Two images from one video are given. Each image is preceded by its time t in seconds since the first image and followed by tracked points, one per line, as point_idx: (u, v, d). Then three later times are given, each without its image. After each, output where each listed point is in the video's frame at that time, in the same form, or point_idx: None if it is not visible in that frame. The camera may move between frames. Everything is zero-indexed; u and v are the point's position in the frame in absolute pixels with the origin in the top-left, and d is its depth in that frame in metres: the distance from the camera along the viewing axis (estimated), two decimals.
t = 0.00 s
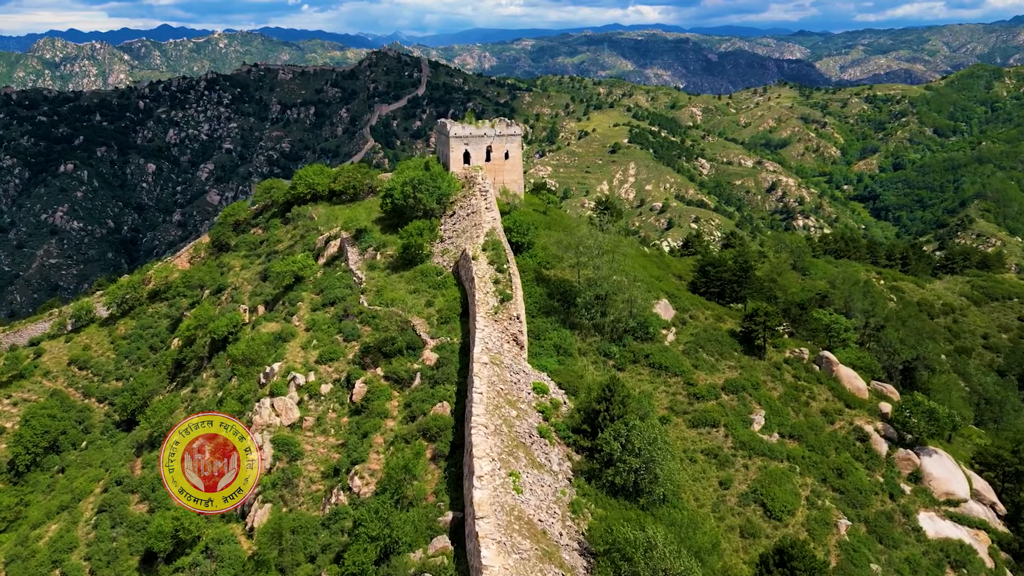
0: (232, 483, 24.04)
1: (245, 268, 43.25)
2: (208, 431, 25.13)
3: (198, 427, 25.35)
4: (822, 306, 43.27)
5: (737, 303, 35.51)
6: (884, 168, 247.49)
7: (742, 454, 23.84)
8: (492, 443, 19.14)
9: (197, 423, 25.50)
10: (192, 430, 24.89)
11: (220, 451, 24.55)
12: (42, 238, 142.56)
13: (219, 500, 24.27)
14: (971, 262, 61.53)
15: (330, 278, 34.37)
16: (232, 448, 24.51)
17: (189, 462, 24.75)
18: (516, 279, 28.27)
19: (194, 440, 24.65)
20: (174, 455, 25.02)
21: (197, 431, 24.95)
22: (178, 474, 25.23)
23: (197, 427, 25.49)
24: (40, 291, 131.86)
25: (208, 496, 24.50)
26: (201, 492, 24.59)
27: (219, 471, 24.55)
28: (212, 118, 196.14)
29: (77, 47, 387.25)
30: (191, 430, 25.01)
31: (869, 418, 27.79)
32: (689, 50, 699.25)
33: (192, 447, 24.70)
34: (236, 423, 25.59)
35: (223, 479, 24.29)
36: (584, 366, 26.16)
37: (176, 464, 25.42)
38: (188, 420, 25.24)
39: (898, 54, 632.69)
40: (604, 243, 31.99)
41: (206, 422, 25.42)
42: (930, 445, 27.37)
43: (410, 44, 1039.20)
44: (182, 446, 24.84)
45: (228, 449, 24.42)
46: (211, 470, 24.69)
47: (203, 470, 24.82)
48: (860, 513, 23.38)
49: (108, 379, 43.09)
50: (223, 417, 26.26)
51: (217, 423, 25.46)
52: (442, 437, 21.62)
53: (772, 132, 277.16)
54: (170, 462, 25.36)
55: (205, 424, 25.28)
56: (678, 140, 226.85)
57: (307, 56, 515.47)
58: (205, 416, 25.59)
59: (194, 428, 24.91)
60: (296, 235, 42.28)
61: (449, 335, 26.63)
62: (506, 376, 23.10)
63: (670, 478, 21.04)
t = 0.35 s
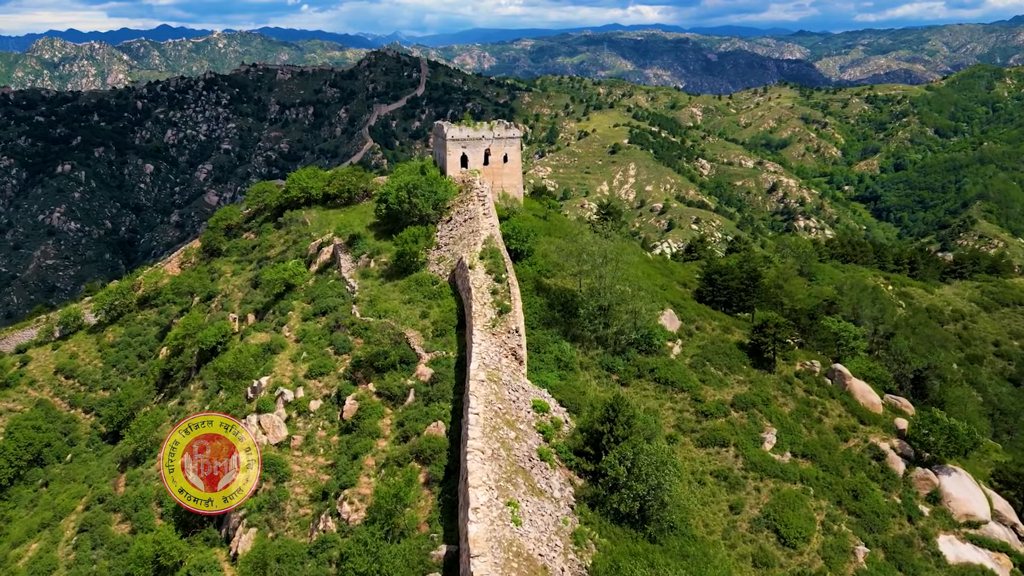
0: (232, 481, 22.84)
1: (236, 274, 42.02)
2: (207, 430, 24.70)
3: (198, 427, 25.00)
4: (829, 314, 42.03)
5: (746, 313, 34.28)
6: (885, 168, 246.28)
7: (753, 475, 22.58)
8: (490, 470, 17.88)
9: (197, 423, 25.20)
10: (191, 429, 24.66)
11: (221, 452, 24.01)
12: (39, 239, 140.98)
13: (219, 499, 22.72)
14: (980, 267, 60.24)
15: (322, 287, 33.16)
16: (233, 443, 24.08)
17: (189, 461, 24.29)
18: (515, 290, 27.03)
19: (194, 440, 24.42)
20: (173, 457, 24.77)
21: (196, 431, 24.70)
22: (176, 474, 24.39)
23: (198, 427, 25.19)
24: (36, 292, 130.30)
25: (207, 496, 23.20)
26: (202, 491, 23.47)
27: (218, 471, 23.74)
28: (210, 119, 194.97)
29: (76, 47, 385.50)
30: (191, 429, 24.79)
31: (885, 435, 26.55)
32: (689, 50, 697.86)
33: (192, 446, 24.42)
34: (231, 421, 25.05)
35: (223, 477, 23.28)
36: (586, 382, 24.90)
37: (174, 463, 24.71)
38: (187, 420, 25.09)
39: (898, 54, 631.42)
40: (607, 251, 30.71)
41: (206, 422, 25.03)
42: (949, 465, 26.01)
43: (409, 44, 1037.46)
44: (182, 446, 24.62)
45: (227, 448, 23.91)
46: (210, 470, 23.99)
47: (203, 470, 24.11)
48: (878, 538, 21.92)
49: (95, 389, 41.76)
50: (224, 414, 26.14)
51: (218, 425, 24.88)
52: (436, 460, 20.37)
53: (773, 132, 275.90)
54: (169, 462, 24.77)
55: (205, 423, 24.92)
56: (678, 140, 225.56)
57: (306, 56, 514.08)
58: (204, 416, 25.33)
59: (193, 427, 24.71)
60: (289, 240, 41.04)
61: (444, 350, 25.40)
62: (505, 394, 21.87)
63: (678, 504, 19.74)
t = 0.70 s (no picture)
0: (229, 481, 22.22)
1: (228, 279, 40.86)
2: (207, 430, 24.38)
3: (198, 427, 24.80)
4: (838, 320, 40.84)
5: (754, 321, 33.21)
6: (885, 169, 245.15)
7: (765, 496, 21.41)
8: (489, 497, 16.66)
9: (198, 423, 24.99)
10: (191, 429, 24.47)
11: (219, 450, 23.45)
12: (36, 240, 139.48)
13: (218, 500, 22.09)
14: (989, 270, 59.04)
15: (315, 294, 31.99)
16: (230, 442, 23.43)
17: (188, 461, 23.80)
18: (516, 300, 25.81)
19: (194, 440, 24.13)
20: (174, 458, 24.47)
21: (197, 431, 24.48)
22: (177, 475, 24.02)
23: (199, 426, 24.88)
24: (34, 293, 128.75)
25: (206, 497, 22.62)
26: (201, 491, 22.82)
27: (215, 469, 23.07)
28: (209, 119, 193.79)
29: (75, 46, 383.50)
30: (191, 430, 24.62)
31: (902, 452, 25.39)
32: (688, 50, 697.11)
33: (192, 446, 24.04)
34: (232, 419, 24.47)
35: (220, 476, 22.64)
36: (590, 398, 23.69)
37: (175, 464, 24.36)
38: (188, 420, 24.98)
39: (898, 53, 630.48)
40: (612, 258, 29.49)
41: (206, 422, 24.86)
42: (971, 483, 24.77)
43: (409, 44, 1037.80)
44: (182, 446, 24.34)
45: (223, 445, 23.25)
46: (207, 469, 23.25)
47: (201, 470, 23.42)
48: (898, 563, 20.71)
49: (82, 398, 40.50)
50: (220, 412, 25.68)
51: (219, 424, 24.59)
52: (432, 483, 19.22)
53: (773, 132, 274.70)
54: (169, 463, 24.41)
55: (205, 423, 24.72)
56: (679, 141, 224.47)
57: (305, 56, 512.61)
58: (203, 416, 25.20)
59: (194, 427, 24.58)
60: (282, 244, 39.86)
61: (441, 364, 24.17)
62: (504, 411, 20.65)
63: (689, 530, 18.55)
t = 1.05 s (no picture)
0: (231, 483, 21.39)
1: (220, 286, 39.57)
2: (207, 429, 23.40)
3: (200, 425, 23.66)
4: (849, 329, 39.52)
5: (764, 332, 32.01)
6: (887, 169, 243.75)
7: (783, 523, 20.02)
8: (488, 531, 15.28)
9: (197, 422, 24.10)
10: (193, 428, 23.37)
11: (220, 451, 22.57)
12: (34, 241, 138.01)
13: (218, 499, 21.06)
14: (1001, 276, 57.67)
15: (307, 304, 30.75)
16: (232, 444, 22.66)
17: (188, 461, 22.70)
18: (517, 313, 24.48)
19: (194, 439, 23.22)
20: (173, 459, 23.23)
21: (196, 431, 23.40)
22: (176, 476, 22.72)
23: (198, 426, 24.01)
24: (31, 295, 127.25)
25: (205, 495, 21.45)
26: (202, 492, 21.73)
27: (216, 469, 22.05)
28: (208, 120, 192.65)
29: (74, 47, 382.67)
30: (191, 429, 23.52)
31: (924, 472, 24.06)
32: (688, 50, 695.82)
33: (193, 445, 23.08)
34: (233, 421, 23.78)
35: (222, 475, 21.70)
36: (596, 417, 22.40)
37: (174, 466, 23.10)
38: (190, 418, 23.83)
39: (898, 54, 629.21)
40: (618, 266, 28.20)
41: (206, 421, 23.71)
42: (997, 506, 23.38)
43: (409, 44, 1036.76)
44: (181, 446, 23.17)
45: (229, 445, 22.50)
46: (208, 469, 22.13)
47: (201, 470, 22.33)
48: None
49: (69, 408, 38.97)
50: (220, 412, 24.54)
51: (217, 422, 23.47)
52: (426, 512, 17.92)
53: (774, 133, 273.46)
54: (168, 464, 23.14)
55: (204, 422, 23.58)
56: (679, 142, 223.24)
57: (305, 56, 511.61)
58: (203, 416, 24.13)
59: (194, 427, 23.50)
60: (275, 251, 38.58)
61: (438, 381, 22.93)
62: (505, 433, 19.33)
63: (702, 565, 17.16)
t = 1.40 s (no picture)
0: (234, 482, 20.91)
1: (210, 294, 38.29)
2: (207, 430, 22.80)
3: (199, 426, 23.11)
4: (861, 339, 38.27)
5: (775, 344, 30.84)
6: (889, 170, 242.44)
7: (804, 553, 18.63)
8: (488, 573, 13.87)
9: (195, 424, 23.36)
10: (191, 428, 22.74)
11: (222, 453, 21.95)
12: (31, 242, 136.34)
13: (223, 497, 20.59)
14: (1013, 281, 56.41)
15: (299, 314, 29.49)
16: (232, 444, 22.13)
17: (188, 461, 21.85)
18: (519, 327, 23.09)
19: (193, 440, 22.47)
20: (172, 459, 22.40)
21: (196, 431, 22.76)
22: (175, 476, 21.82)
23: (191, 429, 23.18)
24: (29, 296, 125.64)
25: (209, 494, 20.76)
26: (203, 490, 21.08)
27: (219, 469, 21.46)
28: (207, 120, 191.22)
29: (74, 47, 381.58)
30: (190, 429, 22.84)
31: (949, 496, 22.67)
32: (688, 51, 695.08)
33: (193, 446, 22.31)
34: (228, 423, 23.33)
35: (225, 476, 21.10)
36: (602, 440, 21.02)
37: (172, 467, 22.23)
38: (188, 419, 23.24)
39: (898, 55, 628.44)
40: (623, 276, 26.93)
41: (205, 421, 23.18)
42: None
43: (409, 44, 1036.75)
44: (181, 446, 22.44)
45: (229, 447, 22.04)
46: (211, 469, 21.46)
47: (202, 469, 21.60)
48: None
49: (54, 420, 37.38)
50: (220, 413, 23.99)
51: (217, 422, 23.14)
52: (421, 546, 16.60)
53: (775, 134, 272.10)
54: (166, 466, 22.26)
55: (204, 422, 23.09)
56: (680, 142, 222.01)
57: (305, 56, 510.63)
58: (202, 417, 23.56)
59: (194, 426, 22.86)
60: (267, 258, 37.34)
61: (434, 401, 21.60)
62: (505, 459, 17.99)
63: None
